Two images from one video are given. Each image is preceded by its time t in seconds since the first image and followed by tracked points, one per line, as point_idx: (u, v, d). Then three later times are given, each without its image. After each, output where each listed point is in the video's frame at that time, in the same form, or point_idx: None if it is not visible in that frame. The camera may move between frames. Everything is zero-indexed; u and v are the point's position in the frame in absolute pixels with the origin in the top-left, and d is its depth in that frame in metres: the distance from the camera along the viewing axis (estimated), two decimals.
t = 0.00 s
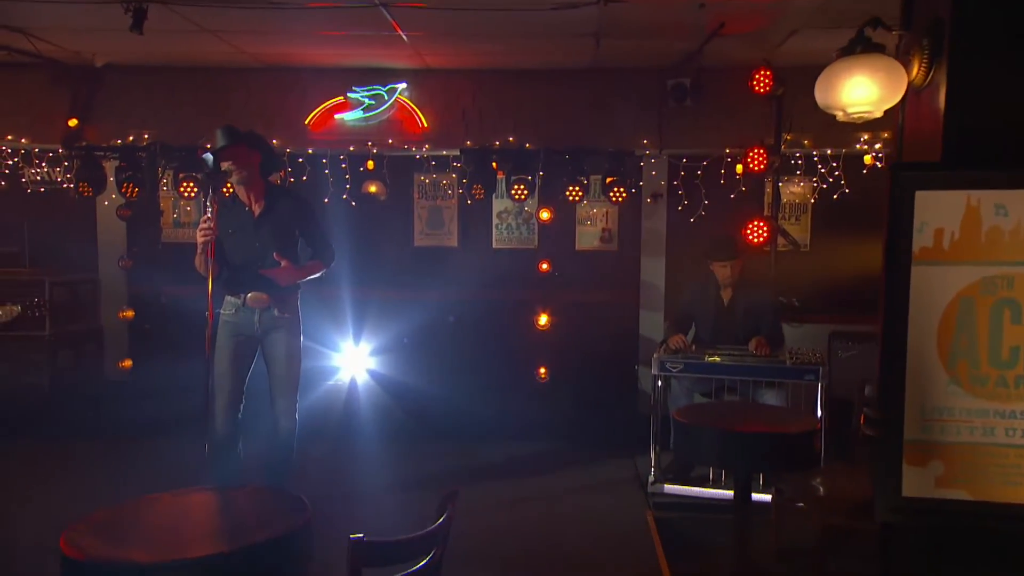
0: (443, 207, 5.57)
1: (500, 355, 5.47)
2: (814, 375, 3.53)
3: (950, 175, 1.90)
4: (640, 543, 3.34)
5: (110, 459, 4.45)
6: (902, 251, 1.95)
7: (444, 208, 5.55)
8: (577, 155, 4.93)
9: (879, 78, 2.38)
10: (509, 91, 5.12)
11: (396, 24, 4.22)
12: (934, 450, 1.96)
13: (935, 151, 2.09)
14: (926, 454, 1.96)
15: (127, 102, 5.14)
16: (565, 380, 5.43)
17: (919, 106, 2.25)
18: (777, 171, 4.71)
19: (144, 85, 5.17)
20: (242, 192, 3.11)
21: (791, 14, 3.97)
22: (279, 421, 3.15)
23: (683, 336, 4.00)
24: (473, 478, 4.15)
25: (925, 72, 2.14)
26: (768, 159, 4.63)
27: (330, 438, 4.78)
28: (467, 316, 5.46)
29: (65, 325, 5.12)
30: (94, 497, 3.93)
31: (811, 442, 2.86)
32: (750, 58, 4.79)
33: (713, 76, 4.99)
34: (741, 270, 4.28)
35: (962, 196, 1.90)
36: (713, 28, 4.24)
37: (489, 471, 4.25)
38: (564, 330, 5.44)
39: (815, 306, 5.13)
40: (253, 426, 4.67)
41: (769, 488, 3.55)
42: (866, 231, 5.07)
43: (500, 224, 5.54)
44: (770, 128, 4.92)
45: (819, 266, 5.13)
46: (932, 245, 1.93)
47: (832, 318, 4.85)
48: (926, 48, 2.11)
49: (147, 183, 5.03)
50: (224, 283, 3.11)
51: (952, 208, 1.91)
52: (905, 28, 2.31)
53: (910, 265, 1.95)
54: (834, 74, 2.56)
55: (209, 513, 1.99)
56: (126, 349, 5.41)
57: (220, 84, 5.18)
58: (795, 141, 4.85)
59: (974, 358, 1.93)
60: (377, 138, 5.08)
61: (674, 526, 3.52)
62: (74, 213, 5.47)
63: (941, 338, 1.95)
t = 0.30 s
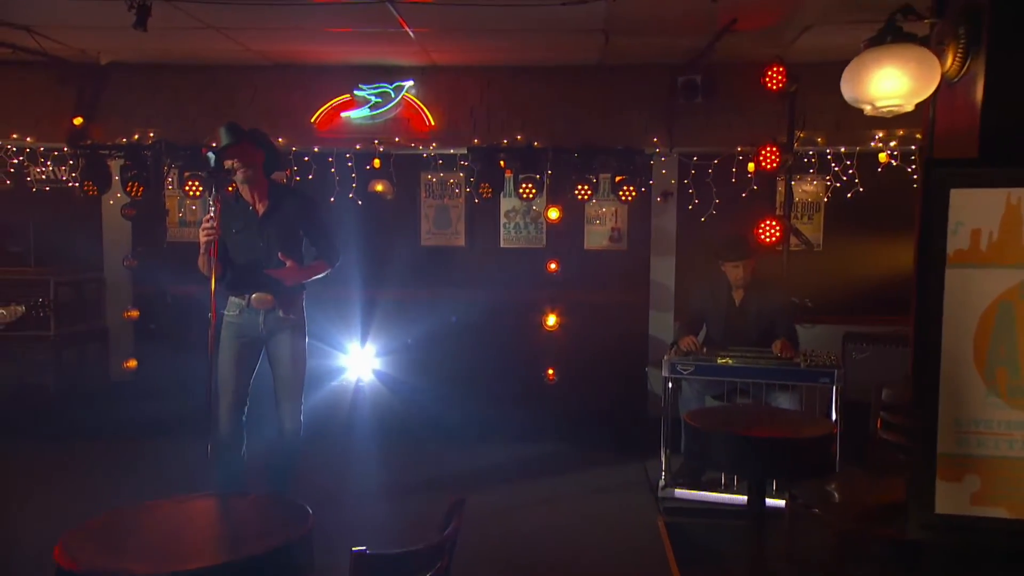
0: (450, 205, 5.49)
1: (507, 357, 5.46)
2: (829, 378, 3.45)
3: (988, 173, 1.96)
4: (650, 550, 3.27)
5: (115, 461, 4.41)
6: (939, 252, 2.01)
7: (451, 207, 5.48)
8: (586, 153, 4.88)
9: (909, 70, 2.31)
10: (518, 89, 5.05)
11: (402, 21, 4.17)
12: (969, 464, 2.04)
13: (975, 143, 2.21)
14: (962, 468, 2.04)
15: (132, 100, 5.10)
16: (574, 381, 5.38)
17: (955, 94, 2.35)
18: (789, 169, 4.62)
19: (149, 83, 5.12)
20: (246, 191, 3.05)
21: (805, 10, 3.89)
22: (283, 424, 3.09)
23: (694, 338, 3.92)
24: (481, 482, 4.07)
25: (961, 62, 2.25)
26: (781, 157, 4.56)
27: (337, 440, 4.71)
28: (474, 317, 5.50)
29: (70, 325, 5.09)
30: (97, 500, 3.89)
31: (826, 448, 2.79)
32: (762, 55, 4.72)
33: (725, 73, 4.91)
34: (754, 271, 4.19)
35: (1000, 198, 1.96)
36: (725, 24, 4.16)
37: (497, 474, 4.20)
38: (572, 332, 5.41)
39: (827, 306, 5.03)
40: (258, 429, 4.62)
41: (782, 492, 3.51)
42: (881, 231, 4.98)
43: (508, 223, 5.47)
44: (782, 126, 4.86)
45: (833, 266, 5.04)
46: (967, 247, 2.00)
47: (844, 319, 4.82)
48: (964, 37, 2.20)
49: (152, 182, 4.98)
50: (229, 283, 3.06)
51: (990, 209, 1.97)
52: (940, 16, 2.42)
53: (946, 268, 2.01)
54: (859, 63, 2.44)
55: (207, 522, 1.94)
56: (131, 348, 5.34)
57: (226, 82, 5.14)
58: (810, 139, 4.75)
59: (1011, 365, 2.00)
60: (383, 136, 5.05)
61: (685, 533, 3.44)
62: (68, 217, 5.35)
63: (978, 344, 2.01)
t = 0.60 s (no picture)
0: (456, 205, 5.43)
1: (514, 360, 5.29)
2: (843, 383, 3.37)
3: None
4: (660, 557, 3.20)
5: (116, 463, 4.35)
6: (979, 254, 1.96)
7: (456, 207, 5.41)
8: (593, 153, 4.89)
9: (945, 61, 2.24)
10: (524, 89, 4.97)
11: (407, 18, 4.09)
12: (1008, 483, 2.00)
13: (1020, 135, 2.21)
14: (1000, 489, 2.00)
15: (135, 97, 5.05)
16: (582, 386, 5.22)
17: (994, 87, 2.34)
18: (801, 168, 4.53)
19: (151, 81, 5.06)
20: (246, 192, 2.98)
21: (818, 6, 3.80)
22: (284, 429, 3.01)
23: (704, 340, 3.85)
24: (488, 488, 3.99)
25: (999, 54, 2.23)
26: (792, 156, 4.47)
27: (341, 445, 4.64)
28: (478, 317, 5.35)
29: (73, 326, 5.05)
30: (95, 504, 3.83)
31: (843, 455, 2.70)
32: (772, 52, 4.63)
33: (734, 71, 4.83)
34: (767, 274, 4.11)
35: None
36: (736, 20, 4.07)
37: (503, 480, 4.12)
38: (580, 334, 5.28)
39: (839, 308, 4.96)
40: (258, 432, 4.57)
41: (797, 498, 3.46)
42: (895, 231, 4.89)
43: (514, 223, 5.40)
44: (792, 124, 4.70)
45: (845, 267, 4.95)
46: (1009, 249, 1.94)
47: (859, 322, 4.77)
48: (1004, 26, 2.18)
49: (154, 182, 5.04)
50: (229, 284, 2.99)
51: None
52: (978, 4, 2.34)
53: (985, 271, 1.96)
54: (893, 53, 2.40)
55: (203, 533, 1.88)
56: (133, 350, 5.35)
57: (230, 80, 5.09)
58: (821, 138, 4.58)
59: None
60: (387, 136, 4.88)
61: (696, 540, 3.37)
62: (85, 208, 5.41)
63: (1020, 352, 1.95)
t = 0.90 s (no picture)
0: (462, 206, 5.37)
1: (523, 362, 5.23)
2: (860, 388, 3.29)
3: None
4: (672, 566, 3.12)
5: (117, 470, 4.29)
6: None
7: (463, 208, 5.35)
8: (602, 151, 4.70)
9: (987, 48, 2.17)
10: (533, 84, 4.95)
11: (413, 15, 4.03)
12: None
13: None
14: None
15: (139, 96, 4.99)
16: (591, 388, 5.15)
17: None
18: (814, 168, 4.44)
19: (156, 81, 5.02)
20: (247, 191, 2.90)
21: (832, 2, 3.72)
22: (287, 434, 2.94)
23: (716, 343, 3.77)
24: (495, 494, 3.92)
25: None
26: (805, 155, 4.37)
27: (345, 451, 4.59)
28: (485, 318, 5.28)
29: (76, 327, 4.99)
30: (96, 510, 3.77)
31: (863, 463, 2.61)
32: (785, 48, 4.54)
33: (745, 69, 4.76)
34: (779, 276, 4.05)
35: None
36: (748, 16, 4.00)
37: (510, 486, 4.03)
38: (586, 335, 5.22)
39: (852, 309, 4.85)
40: (259, 437, 4.53)
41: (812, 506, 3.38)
42: (910, 231, 4.80)
43: (521, 224, 5.33)
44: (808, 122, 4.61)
45: (860, 268, 4.86)
46: None
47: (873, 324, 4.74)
48: None
49: (159, 182, 4.91)
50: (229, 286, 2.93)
51: None
52: None
53: None
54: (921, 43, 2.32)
55: (202, 543, 1.83)
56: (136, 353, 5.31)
57: (234, 80, 5.04)
58: (834, 136, 4.43)
59: None
60: (393, 135, 4.80)
61: (708, 549, 3.30)
62: (85, 209, 5.35)
63: None
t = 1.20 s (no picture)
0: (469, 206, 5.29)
1: (532, 365, 5.17)
2: (878, 394, 3.20)
3: None
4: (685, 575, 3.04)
5: (121, 474, 4.23)
6: None
7: (471, 208, 5.27)
8: (612, 150, 4.61)
9: None
10: (543, 83, 4.89)
11: (420, 13, 3.96)
12: None
13: None
14: None
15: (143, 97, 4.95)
16: (601, 392, 5.08)
17: None
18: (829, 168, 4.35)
19: (162, 81, 4.99)
20: (252, 191, 2.86)
21: None
22: (290, 439, 2.89)
23: (729, 347, 3.68)
24: (504, 499, 3.86)
25: None
26: (820, 155, 4.28)
27: (350, 454, 4.53)
28: (492, 321, 5.23)
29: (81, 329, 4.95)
30: (99, 515, 3.72)
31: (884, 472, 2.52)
32: (799, 46, 4.46)
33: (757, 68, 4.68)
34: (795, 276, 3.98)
35: None
36: (763, 13, 3.91)
37: (518, 492, 3.96)
38: (597, 338, 5.15)
39: (866, 312, 4.74)
40: (264, 440, 4.48)
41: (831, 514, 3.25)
42: (925, 232, 4.72)
43: (529, 224, 5.25)
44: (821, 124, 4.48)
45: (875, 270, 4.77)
46: None
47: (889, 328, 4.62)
48: None
49: (164, 183, 4.85)
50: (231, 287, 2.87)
51: None
52: None
53: None
54: (964, 33, 2.61)
55: (200, 556, 1.75)
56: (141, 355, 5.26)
57: (240, 80, 5.00)
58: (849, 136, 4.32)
59: None
60: (400, 135, 4.72)
61: (722, 557, 3.21)
62: (89, 211, 5.30)
63: None
